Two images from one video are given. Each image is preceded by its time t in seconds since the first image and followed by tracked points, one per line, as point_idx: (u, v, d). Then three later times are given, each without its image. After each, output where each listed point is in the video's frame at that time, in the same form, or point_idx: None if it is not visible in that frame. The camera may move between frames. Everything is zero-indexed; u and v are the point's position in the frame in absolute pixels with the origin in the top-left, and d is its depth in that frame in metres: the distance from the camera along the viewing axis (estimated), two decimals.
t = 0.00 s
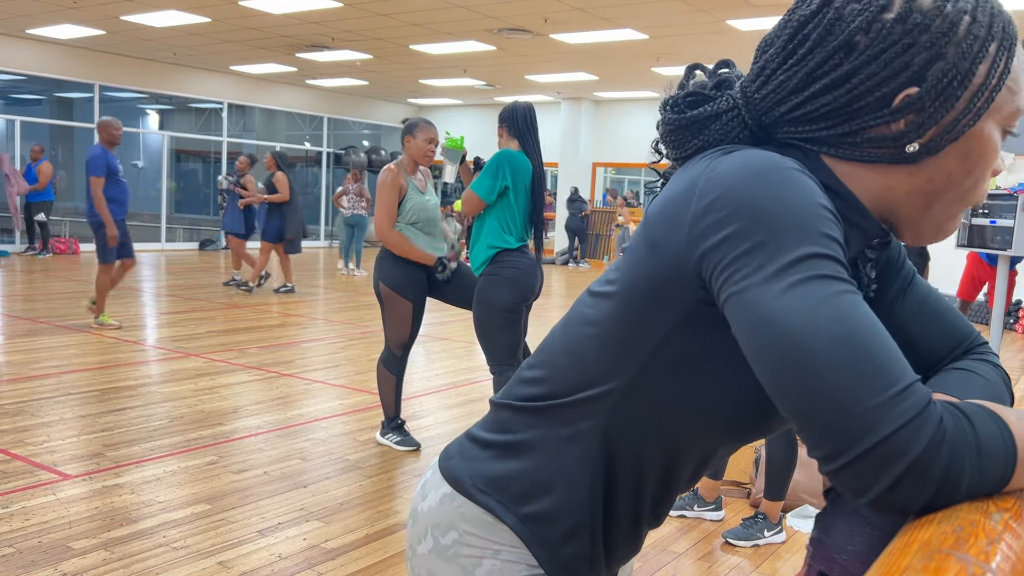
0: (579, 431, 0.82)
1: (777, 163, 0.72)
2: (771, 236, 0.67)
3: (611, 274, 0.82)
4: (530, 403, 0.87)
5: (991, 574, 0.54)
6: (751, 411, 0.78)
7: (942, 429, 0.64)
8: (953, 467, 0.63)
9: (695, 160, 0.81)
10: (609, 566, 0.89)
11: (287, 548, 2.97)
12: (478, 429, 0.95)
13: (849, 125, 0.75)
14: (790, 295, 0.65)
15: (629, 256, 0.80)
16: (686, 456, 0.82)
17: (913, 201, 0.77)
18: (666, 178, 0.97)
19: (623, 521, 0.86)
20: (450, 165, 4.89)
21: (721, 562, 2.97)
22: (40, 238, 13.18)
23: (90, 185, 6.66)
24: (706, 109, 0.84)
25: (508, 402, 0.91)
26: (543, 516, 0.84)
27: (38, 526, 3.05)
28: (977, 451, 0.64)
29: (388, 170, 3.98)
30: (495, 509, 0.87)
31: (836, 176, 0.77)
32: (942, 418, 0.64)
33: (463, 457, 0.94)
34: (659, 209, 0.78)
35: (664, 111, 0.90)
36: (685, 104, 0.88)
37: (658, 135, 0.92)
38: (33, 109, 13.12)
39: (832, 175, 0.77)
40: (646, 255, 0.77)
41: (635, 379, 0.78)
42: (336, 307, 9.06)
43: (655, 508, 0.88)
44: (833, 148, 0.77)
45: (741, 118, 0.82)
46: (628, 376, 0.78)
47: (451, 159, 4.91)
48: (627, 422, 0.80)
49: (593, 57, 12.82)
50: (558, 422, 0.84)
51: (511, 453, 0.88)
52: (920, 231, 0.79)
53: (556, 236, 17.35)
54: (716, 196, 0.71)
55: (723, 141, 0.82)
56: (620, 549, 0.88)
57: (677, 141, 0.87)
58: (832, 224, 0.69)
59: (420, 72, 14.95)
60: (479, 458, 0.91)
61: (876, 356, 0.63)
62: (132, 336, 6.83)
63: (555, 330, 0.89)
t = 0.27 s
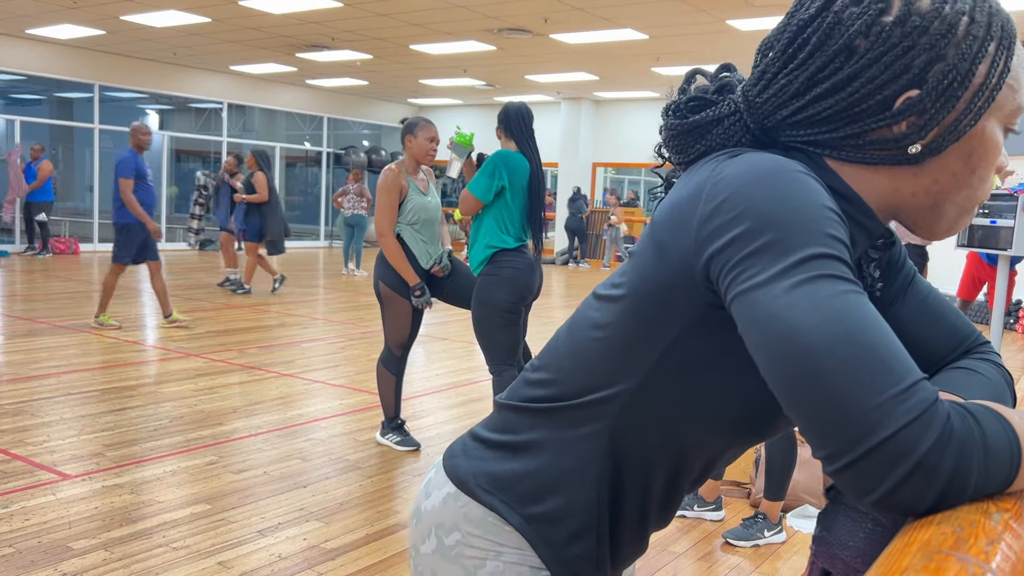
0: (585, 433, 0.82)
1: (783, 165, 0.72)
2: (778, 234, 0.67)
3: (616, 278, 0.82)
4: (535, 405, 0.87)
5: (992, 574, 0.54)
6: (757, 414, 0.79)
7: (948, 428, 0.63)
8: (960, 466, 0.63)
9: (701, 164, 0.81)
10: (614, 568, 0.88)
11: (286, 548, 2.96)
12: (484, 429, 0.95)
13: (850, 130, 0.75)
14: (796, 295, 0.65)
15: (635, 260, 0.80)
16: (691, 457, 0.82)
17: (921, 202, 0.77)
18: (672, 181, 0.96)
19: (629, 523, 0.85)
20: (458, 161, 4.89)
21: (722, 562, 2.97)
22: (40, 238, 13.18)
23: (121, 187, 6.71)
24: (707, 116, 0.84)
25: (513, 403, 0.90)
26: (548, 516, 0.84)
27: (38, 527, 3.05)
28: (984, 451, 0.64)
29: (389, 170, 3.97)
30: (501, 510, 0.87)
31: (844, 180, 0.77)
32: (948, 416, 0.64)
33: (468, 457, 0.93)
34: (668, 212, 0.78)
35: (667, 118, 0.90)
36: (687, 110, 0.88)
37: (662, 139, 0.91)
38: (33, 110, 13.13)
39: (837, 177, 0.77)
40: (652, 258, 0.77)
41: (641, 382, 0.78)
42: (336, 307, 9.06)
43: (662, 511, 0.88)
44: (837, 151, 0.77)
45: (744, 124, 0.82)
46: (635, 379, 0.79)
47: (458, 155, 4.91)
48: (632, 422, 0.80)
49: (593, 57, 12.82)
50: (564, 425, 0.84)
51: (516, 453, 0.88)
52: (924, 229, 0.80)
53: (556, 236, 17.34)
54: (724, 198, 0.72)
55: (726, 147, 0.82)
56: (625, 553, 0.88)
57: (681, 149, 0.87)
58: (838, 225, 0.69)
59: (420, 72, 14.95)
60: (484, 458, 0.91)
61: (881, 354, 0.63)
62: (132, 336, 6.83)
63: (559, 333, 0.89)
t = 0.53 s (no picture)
0: (590, 437, 0.82)
1: (787, 166, 0.72)
2: (782, 233, 0.68)
3: (622, 280, 0.82)
4: (541, 408, 0.87)
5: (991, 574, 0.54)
6: (761, 416, 0.79)
7: (948, 427, 0.64)
8: (960, 466, 0.63)
9: (707, 165, 0.81)
10: (621, 570, 0.89)
11: (286, 548, 2.96)
12: (490, 432, 0.95)
13: (855, 131, 0.75)
14: (797, 294, 0.65)
15: (640, 261, 0.80)
16: (696, 458, 0.82)
17: (925, 205, 0.77)
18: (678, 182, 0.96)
19: (634, 525, 0.85)
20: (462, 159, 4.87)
21: (721, 562, 2.97)
22: (39, 239, 13.16)
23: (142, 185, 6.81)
24: (714, 115, 0.84)
25: (518, 407, 0.91)
26: (554, 520, 0.84)
27: (37, 527, 3.05)
28: (982, 452, 0.64)
29: (389, 170, 3.95)
30: (507, 513, 0.87)
31: (850, 184, 0.78)
32: (947, 416, 0.64)
33: (475, 460, 0.94)
34: (673, 212, 0.78)
35: (676, 116, 0.90)
36: (694, 109, 0.88)
37: (668, 138, 0.92)
38: (32, 110, 13.12)
39: (843, 180, 0.78)
40: (657, 259, 0.77)
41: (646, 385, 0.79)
42: (336, 307, 9.06)
43: (668, 514, 0.88)
44: (843, 153, 0.77)
45: (751, 124, 0.82)
46: (640, 382, 0.79)
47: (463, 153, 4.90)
48: (637, 425, 0.80)
49: (593, 57, 12.81)
50: (570, 429, 0.84)
51: (522, 456, 0.88)
52: (929, 231, 0.80)
53: (556, 236, 17.33)
54: (728, 198, 0.72)
55: (731, 147, 0.82)
56: (631, 556, 0.88)
57: (687, 147, 0.87)
58: (840, 226, 0.69)
59: (419, 72, 14.94)
60: (491, 462, 0.91)
61: (882, 353, 0.63)
62: (132, 336, 6.83)
63: (565, 336, 0.89)
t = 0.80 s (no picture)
0: (597, 435, 0.82)
1: (796, 163, 0.72)
2: (789, 230, 0.67)
3: (632, 276, 0.82)
4: (549, 406, 0.87)
5: None
6: (768, 415, 0.79)
7: (948, 428, 0.63)
8: (958, 467, 0.63)
9: (720, 160, 0.81)
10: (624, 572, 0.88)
11: (286, 548, 2.96)
12: (498, 431, 0.95)
13: (877, 130, 0.75)
14: (801, 294, 0.65)
15: (649, 258, 0.80)
16: (702, 458, 0.82)
17: (934, 211, 0.77)
18: (688, 174, 0.96)
19: (641, 526, 0.85)
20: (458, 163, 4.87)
21: (721, 562, 2.97)
22: (39, 239, 13.15)
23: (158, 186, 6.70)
24: (739, 103, 0.84)
25: (526, 406, 0.90)
26: (562, 519, 0.84)
27: (38, 526, 3.05)
28: (982, 451, 0.64)
29: (390, 171, 3.95)
30: (515, 513, 0.87)
31: (861, 184, 0.78)
32: (948, 416, 0.64)
33: (483, 460, 0.94)
34: (681, 209, 0.78)
35: (696, 101, 0.90)
36: (716, 96, 0.88)
37: (685, 130, 0.92)
38: (32, 109, 13.11)
39: (855, 180, 0.78)
40: (667, 257, 0.77)
41: (654, 382, 0.78)
42: (336, 307, 9.06)
43: (675, 513, 0.87)
44: (858, 152, 0.77)
45: (773, 116, 0.82)
46: (648, 379, 0.78)
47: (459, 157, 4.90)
48: (644, 425, 0.80)
49: (593, 57, 12.80)
50: (577, 428, 0.84)
51: (530, 456, 0.88)
52: (936, 240, 0.80)
53: (556, 236, 17.32)
54: (735, 194, 0.72)
55: (751, 139, 0.82)
56: (638, 555, 0.87)
57: (706, 133, 0.87)
58: (846, 224, 0.69)
59: (420, 72, 14.94)
60: (500, 461, 0.91)
61: (886, 353, 0.63)
62: (132, 336, 6.82)
63: (573, 335, 0.89)
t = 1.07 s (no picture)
0: (599, 436, 0.82)
1: (796, 163, 0.72)
2: (789, 229, 0.67)
3: (634, 276, 0.81)
4: (551, 407, 0.87)
5: None
6: (769, 415, 0.78)
7: (948, 428, 0.63)
8: (958, 466, 0.63)
9: (720, 160, 0.81)
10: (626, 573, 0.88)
11: (286, 548, 2.96)
12: (501, 432, 0.95)
13: (878, 127, 0.75)
14: (803, 293, 0.64)
15: (649, 258, 0.80)
16: (704, 459, 0.82)
17: (935, 208, 0.76)
18: (689, 174, 0.96)
19: (645, 526, 0.85)
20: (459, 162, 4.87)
21: (722, 562, 2.96)
22: (39, 239, 13.16)
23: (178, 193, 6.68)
24: (739, 102, 0.84)
25: (529, 406, 0.90)
26: (565, 520, 0.84)
27: (38, 527, 3.05)
28: (982, 452, 0.64)
29: (389, 173, 3.95)
30: (519, 515, 0.87)
31: (864, 181, 0.77)
32: (948, 416, 0.64)
33: (487, 461, 0.93)
34: (682, 209, 0.78)
35: (696, 100, 0.90)
36: (717, 96, 0.87)
37: (686, 128, 0.91)
38: (32, 109, 13.12)
39: (857, 178, 0.77)
40: (668, 256, 0.77)
41: (656, 381, 0.78)
42: (336, 307, 9.07)
43: (679, 515, 0.87)
44: (858, 150, 0.77)
45: (774, 115, 0.82)
46: (650, 379, 0.78)
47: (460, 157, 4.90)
48: (647, 426, 0.80)
49: (593, 57, 12.81)
50: (579, 429, 0.83)
51: (533, 457, 0.87)
52: (938, 237, 0.79)
53: (556, 236, 17.32)
54: (736, 193, 0.71)
55: (753, 137, 0.82)
56: (642, 557, 0.87)
57: (706, 133, 0.87)
58: (847, 224, 0.69)
59: (420, 72, 14.95)
60: (503, 462, 0.91)
61: (886, 353, 0.63)
62: (132, 336, 6.83)
63: (575, 335, 0.89)
